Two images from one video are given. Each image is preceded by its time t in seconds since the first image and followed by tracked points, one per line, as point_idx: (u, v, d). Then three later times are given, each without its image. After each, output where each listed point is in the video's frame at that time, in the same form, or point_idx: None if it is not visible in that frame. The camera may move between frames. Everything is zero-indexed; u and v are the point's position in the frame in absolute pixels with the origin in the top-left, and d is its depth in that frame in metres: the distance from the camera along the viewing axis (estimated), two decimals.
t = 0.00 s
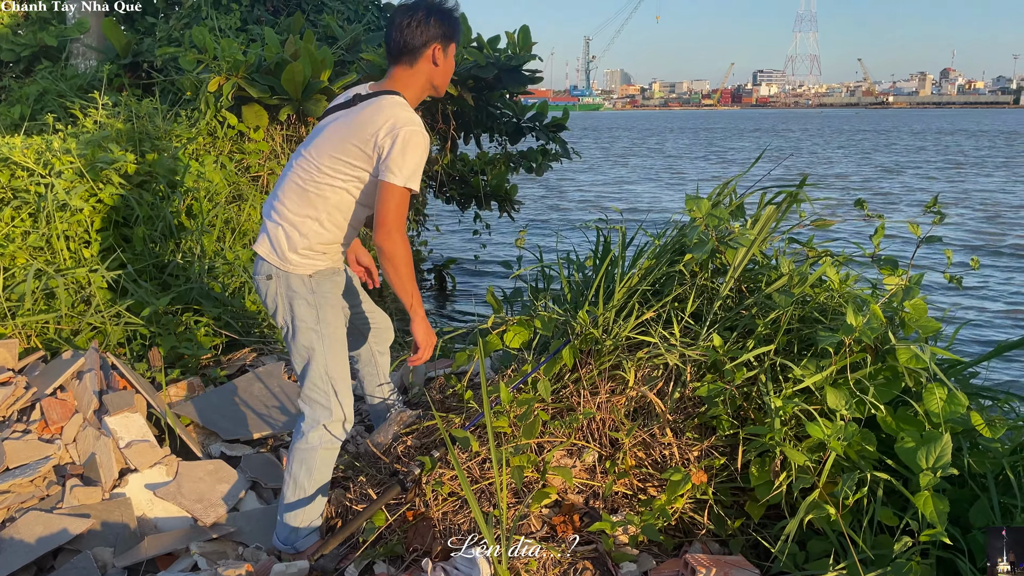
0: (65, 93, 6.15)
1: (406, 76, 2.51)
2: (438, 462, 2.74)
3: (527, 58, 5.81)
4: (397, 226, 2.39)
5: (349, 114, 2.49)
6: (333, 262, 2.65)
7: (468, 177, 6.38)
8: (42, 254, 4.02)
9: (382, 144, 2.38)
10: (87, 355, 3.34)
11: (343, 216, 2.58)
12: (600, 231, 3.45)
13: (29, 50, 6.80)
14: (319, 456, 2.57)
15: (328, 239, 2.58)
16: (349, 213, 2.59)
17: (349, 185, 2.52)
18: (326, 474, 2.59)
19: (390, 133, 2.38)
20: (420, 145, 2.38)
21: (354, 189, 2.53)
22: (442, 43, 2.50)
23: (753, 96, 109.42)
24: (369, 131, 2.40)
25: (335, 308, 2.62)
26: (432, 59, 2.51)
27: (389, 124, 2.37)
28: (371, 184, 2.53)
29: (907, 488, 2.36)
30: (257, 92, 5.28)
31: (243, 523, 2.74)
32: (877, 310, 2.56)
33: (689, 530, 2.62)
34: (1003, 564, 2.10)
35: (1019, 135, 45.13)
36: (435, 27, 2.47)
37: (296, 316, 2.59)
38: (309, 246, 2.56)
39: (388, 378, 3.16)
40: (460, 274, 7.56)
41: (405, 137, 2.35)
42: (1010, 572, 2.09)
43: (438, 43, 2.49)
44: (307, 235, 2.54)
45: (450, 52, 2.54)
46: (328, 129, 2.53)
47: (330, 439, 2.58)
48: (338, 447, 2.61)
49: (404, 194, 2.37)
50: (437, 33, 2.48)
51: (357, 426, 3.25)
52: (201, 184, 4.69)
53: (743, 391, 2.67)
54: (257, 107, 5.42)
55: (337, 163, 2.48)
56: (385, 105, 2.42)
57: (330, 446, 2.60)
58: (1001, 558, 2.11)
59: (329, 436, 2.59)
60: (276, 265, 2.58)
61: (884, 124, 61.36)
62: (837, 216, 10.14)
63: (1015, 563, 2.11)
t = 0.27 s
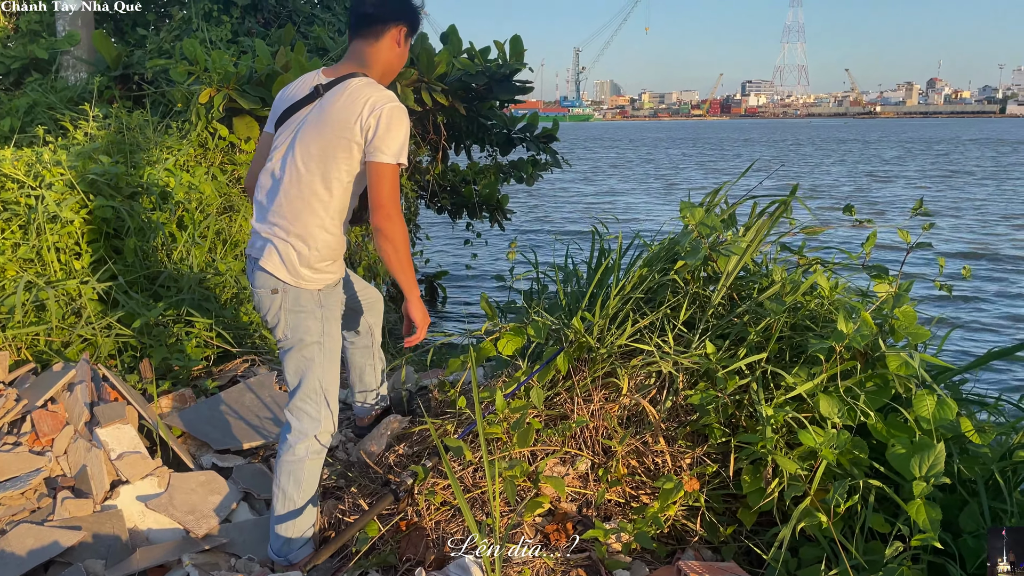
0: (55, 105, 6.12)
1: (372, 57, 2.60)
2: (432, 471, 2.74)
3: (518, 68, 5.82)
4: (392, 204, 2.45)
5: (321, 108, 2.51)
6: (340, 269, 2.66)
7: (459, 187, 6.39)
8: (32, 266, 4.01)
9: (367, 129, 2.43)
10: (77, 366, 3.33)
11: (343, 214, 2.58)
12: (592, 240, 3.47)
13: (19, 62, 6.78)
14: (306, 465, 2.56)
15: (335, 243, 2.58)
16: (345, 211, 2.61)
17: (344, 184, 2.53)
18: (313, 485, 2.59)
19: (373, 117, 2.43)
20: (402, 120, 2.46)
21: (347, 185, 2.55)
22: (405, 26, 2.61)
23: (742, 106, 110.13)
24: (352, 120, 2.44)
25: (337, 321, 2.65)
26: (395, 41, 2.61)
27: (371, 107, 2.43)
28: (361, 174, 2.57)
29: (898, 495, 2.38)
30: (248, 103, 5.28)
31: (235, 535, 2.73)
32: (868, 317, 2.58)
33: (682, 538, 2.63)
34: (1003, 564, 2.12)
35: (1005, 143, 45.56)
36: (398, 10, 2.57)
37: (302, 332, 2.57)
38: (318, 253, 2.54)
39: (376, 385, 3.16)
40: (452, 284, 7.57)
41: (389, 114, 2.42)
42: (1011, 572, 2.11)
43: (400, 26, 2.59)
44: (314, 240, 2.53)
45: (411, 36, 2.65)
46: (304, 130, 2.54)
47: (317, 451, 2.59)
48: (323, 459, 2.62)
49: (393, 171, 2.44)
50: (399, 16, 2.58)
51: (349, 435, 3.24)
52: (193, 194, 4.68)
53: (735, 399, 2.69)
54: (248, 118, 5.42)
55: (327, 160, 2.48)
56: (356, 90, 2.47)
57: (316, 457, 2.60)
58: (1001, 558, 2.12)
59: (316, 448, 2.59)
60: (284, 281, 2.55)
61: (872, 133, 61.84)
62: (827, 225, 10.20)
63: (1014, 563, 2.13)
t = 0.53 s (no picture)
0: (49, 122, 6.13)
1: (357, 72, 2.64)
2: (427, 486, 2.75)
3: (511, 84, 5.87)
4: (390, 210, 2.49)
5: (319, 125, 2.57)
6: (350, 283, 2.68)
7: (453, 201, 6.42)
8: (26, 282, 4.02)
9: (367, 139, 2.49)
10: (71, 383, 3.33)
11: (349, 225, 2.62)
12: (584, 254, 3.50)
13: (13, 79, 6.79)
14: (314, 478, 2.58)
15: (345, 254, 2.60)
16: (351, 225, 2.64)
17: (350, 197, 2.57)
18: (317, 496, 2.60)
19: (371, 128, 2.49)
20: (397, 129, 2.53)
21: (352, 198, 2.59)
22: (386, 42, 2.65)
23: (734, 120, 110.86)
24: (352, 133, 2.50)
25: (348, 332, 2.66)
26: (375, 57, 2.64)
27: (368, 118, 2.49)
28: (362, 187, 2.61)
29: (888, 506, 2.40)
30: (242, 119, 5.30)
31: (231, 549, 2.73)
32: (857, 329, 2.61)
33: (676, 550, 2.64)
34: (1003, 564, 2.19)
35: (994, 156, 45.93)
36: (378, 27, 2.61)
37: (316, 344, 2.57)
38: (332, 263, 2.56)
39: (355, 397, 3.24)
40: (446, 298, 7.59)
41: (387, 124, 2.49)
42: (1011, 571, 2.18)
43: (382, 42, 2.63)
44: (328, 250, 2.55)
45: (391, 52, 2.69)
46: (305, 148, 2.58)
47: (325, 462, 2.59)
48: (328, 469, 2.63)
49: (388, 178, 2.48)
50: (377, 33, 2.62)
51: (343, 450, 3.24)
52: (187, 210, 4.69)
53: (728, 412, 2.71)
54: (243, 134, 5.44)
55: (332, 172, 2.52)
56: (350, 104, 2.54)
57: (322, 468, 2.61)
58: (1001, 558, 2.20)
59: (323, 458, 2.60)
60: (301, 294, 2.54)
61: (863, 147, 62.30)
62: (819, 238, 10.27)
63: (1014, 562, 2.22)
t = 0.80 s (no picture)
0: (48, 140, 6.16)
1: (343, 91, 2.75)
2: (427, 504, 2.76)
3: (508, 103, 5.91)
4: (401, 201, 2.63)
5: (323, 136, 2.69)
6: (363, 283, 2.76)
7: (451, 218, 6.44)
8: (25, 301, 4.03)
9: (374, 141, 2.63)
10: (71, 402, 3.33)
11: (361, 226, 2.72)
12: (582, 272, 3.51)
13: (12, 98, 6.81)
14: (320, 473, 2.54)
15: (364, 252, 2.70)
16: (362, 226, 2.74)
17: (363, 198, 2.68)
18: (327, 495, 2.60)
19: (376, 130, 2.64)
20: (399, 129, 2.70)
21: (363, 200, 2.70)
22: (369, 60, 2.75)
23: (730, 136, 111.46)
24: (359, 137, 2.63)
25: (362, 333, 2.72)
26: (360, 74, 2.75)
27: (373, 120, 2.64)
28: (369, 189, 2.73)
29: (887, 522, 2.42)
30: (241, 137, 5.31)
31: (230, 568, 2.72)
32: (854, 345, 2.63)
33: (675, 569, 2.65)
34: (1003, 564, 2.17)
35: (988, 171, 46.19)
36: (360, 47, 2.73)
37: (336, 337, 2.61)
38: (355, 259, 2.65)
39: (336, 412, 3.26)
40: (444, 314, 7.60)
41: (390, 125, 2.65)
42: (1011, 571, 2.17)
43: (365, 60, 2.74)
44: (349, 248, 2.63)
45: (376, 70, 2.79)
46: (311, 159, 2.70)
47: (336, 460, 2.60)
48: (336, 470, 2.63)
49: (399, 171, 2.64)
50: (358, 53, 2.73)
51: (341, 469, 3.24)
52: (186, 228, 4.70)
53: (726, 429, 2.72)
54: (242, 153, 5.46)
55: (344, 176, 2.63)
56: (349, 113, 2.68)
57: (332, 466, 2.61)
58: (1001, 558, 2.18)
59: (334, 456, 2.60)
60: (328, 289, 2.60)
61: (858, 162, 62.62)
62: (816, 254, 10.31)
63: (1014, 562, 2.19)
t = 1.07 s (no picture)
0: (50, 159, 6.18)
1: (339, 82, 3.09)
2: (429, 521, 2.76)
3: (508, 122, 5.94)
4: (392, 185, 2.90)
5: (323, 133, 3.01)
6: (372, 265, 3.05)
7: (451, 235, 6.46)
8: (27, 320, 4.04)
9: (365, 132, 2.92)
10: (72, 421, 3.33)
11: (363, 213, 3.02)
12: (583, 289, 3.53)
13: (14, 117, 6.83)
14: (353, 440, 2.86)
15: (369, 233, 2.99)
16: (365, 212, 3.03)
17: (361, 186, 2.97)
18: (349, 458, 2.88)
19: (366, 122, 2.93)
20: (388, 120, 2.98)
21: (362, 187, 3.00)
22: (361, 49, 3.07)
23: (728, 152, 111.87)
24: (352, 130, 2.93)
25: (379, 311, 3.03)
26: (353, 65, 3.08)
27: (363, 114, 2.94)
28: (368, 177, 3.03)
29: (890, 539, 2.42)
30: (241, 156, 5.31)
31: None
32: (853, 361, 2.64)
33: None
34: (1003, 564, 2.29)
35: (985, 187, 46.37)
36: (352, 38, 3.05)
37: (358, 313, 2.92)
38: (359, 240, 2.94)
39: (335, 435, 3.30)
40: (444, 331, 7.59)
41: (379, 116, 2.93)
42: (1011, 571, 2.29)
43: (356, 51, 3.06)
44: (352, 233, 2.92)
45: (369, 57, 3.11)
46: (313, 156, 3.01)
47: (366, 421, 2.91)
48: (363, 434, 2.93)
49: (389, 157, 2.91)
50: (351, 45, 3.05)
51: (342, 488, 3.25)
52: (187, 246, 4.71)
53: (727, 446, 2.72)
54: (243, 172, 5.48)
55: (342, 165, 2.93)
56: (343, 107, 2.99)
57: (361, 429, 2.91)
58: (1001, 558, 2.31)
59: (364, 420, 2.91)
60: (340, 271, 2.89)
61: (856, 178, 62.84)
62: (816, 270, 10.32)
63: (1014, 562, 2.32)
